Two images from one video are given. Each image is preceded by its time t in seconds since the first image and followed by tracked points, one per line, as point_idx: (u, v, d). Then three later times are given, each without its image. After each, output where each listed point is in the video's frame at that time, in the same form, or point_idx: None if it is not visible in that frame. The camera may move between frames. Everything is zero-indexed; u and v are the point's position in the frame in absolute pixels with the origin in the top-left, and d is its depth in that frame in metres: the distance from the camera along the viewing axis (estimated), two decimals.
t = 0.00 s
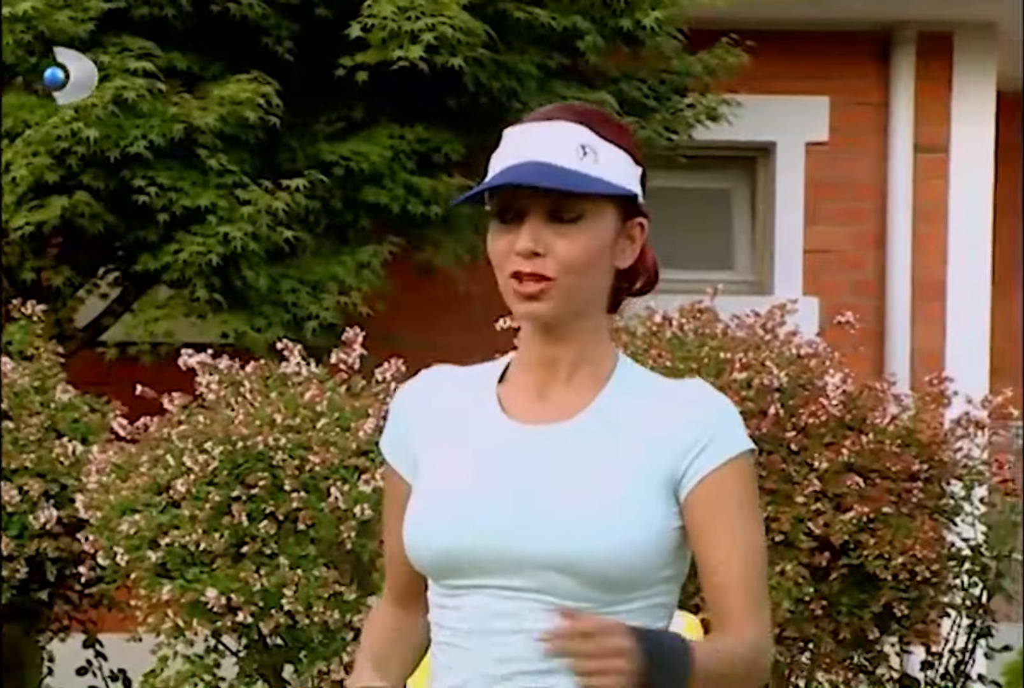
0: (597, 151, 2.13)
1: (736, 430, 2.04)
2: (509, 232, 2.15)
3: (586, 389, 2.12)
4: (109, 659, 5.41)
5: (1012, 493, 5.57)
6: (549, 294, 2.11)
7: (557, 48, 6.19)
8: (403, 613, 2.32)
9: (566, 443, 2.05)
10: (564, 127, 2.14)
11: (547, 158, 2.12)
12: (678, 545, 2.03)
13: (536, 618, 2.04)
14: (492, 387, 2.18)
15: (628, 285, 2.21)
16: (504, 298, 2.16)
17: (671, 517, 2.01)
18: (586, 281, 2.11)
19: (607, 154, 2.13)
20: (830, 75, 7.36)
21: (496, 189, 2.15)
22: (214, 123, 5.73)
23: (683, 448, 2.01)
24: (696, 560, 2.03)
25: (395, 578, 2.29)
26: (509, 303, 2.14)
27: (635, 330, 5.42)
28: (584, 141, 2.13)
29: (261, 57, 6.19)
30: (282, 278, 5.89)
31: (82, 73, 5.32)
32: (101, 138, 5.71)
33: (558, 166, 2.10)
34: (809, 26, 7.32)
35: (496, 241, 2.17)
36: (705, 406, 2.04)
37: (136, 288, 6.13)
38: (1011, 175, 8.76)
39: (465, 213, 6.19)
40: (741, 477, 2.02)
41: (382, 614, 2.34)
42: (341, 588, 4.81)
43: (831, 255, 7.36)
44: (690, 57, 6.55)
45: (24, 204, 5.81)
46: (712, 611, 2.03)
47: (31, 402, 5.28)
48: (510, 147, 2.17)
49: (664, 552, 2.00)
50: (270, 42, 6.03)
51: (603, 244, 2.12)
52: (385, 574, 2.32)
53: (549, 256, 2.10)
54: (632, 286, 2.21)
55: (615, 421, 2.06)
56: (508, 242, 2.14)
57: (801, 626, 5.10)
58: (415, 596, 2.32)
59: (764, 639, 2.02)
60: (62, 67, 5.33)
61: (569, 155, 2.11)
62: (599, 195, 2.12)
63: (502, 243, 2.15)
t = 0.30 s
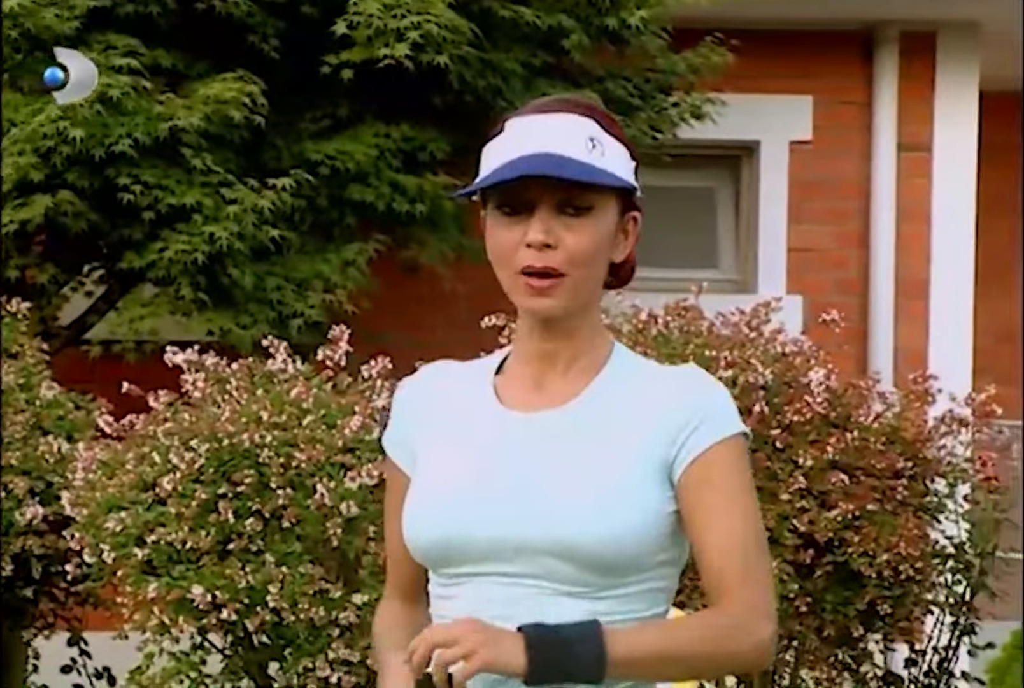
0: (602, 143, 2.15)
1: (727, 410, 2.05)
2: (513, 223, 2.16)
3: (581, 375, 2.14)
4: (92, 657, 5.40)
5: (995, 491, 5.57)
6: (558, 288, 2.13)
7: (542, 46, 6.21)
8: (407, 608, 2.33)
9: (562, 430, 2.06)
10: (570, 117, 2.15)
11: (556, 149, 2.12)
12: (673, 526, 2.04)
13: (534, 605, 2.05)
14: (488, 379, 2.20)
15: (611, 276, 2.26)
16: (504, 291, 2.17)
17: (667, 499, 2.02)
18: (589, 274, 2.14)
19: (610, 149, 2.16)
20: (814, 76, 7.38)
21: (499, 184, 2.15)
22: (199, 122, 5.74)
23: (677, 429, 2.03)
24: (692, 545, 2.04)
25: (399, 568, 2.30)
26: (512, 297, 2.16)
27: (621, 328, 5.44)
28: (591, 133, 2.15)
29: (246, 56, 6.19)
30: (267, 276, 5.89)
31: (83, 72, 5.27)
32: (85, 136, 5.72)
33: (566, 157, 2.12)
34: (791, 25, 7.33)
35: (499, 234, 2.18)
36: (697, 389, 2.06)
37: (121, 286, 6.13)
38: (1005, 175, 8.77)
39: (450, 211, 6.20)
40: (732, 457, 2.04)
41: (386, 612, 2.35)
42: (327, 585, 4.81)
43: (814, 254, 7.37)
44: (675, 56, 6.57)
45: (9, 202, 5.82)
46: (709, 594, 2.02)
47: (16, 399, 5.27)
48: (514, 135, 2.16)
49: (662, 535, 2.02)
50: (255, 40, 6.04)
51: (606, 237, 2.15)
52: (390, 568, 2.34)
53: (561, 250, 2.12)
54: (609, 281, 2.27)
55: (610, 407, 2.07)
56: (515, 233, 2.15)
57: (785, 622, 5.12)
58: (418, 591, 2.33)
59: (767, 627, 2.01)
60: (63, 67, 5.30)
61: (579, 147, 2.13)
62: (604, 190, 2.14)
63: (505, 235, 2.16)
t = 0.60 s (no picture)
0: (604, 141, 2.16)
1: (721, 398, 2.06)
2: (521, 224, 2.16)
3: (578, 366, 2.15)
4: (77, 656, 5.41)
5: (980, 489, 5.58)
6: (567, 285, 2.14)
7: (528, 45, 6.22)
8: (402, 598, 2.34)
9: (559, 419, 2.07)
10: (571, 116, 2.17)
11: (559, 146, 2.13)
12: (672, 514, 2.05)
13: (533, 592, 2.06)
14: (484, 373, 2.21)
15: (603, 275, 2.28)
16: (507, 290, 2.18)
17: (665, 487, 2.03)
18: (594, 271, 2.16)
19: (611, 147, 2.17)
20: (799, 75, 7.39)
21: (504, 184, 2.16)
22: (186, 120, 5.75)
23: (672, 417, 2.04)
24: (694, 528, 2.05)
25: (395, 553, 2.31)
26: (517, 296, 2.16)
27: (607, 326, 5.45)
28: (593, 132, 2.16)
29: (233, 54, 6.20)
30: (254, 274, 5.90)
31: (83, 73, 5.30)
32: (72, 134, 5.73)
33: (576, 156, 2.12)
34: (776, 24, 7.35)
35: (503, 234, 2.18)
36: (692, 378, 2.07)
37: (107, 285, 6.13)
38: (1005, 175, 8.72)
39: (437, 210, 6.21)
40: (726, 442, 2.04)
41: (382, 606, 2.35)
42: (315, 583, 4.82)
43: (801, 252, 7.39)
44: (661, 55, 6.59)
45: None
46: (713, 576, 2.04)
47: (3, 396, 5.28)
48: (512, 136, 2.17)
49: (659, 523, 2.03)
50: (242, 39, 6.05)
51: (609, 235, 2.17)
52: (385, 561, 2.35)
53: (570, 249, 2.13)
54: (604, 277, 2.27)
55: (606, 397, 2.08)
56: (521, 233, 2.15)
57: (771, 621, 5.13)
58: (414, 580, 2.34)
59: (773, 609, 2.02)
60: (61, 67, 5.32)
61: (585, 145, 2.14)
62: (606, 186, 2.16)
63: (510, 235, 2.17)
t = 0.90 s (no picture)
0: (581, 137, 2.26)
1: (713, 390, 2.19)
2: (499, 219, 2.27)
3: (565, 359, 2.26)
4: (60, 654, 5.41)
5: (962, 488, 5.59)
6: (543, 280, 2.23)
7: (511, 44, 6.24)
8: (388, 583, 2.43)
9: (551, 410, 2.19)
10: (548, 112, 2.27)
11: (534, 143, 2.23)
12: (666, 503, 2.17)
13: (528, 581, 2.18)
14: (477, 365, 2.32)
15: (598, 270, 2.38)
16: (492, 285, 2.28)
17: (659, 476, 2.15)
18: (574, 268, 2.24)
19: (590, 141, 2.27)
20: (781, 74, 7.41)
21: (483, 179, 2.26)
22: (169, 118, 5.75)
23: (665, 409, 2.16)
24: (695, 513, 2.17)
25: (383, 540, 2.42)
26: (501, 292, 2.26)
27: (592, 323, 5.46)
28: (571, 127, 2.26)
29: (216, 53, 6.20)
30: (237, 272, 5.92)
31: (83, 72, 5.29)
32: (55, 132, 5.74)
33: (547, 151, 2.23)
34: (758, 24, 7.36)
35: (485, 229, 2.29)
36: (681, 371, 2.19)
37: (89, 283, 6.13)
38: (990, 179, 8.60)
39: (421, 208, 6.22)
40: (720, 428, 2.16)
41: (367, 594, 2.44)
42: (299, 581, 4.82)
43: (784, 251, 7.41)
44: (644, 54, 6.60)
45: None
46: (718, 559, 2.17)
47: None
48: (494, 134, 2.28)
49: (651, 511, 2.15)
50: (225, 39, 6.05)
51: (591, 230, 2.26)
52: (369, 552, 2.44)
53: (544, 244, 2.23)
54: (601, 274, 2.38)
55: (601, 391, 2.20)
56: (500, 229, 2.25)
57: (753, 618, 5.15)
58: (400, 570, 2.44)
59: (781, 587, 2.15)
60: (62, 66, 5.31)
61: (560, 140, 2.24)
62: (586, 179, 2.25)
63: (491, 230, 2.27)
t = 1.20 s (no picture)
0: (571, 135, 2.27)
1: (705, 385, 2.20)
2: (488, 215, 2.29)
3: (556, 354, 2.28)
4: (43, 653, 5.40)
5: (945, 486, 5.60)
6: (530, 275, 2.25)
7: (495, 43, 6.26)
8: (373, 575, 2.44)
9: (543, 404, 2.20)
10: (538, 109, 2.28)
11: (520, 142, 2.25)
12: (656, 495, 2.19)
13: (519, 571, 2.19)
14: (472, 358, 2.34)
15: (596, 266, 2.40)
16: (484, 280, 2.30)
17: (650, 468, 2.17)
18: (563, 264, 2.26)
19: (581, 139, 2.27)
20: (764, 74, 7.42)
21: (473, 175, 2.29)
22: (153, 117, 5.75)
23: (658, 401, 2.18)
24: (686, 505, 2.19)
25: (375, 532, 2.43)
26: (491, 287, 2.28)
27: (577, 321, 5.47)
28: (560, 124, 2.27)
29: (200, 51, 6.21)
30: (221, 271, 5.92)
31: (82, 72, 5.30)
32: (39, 130, 5.74)
33: (534, 149, 2.24)
34: (741, 23, 7.38)
35: (476, 223, 2.31)
36: (673, 367, 2.21)
37: (73, 282, 6.13)
38: (969, 180, 8.54)
39: (405, 207, 6.23)
40: (712, 423, 2.18)
41: (357, 588, 2.45)
42: (284, 579, 4.82)
43: (767, 251, 7.42)
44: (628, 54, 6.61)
45: None
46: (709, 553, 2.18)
47: None
48: (485, 132, 2.30)
49: (642, 504, 2.17)
50: (209, 37, 6.06)
51: (581, 226, 2.27)
52: (360, 545, 2.46)
53: (532, 242, 2.25)
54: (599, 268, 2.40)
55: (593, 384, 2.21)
56: (489, 225, 2.28)
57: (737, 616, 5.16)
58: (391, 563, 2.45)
59: (773, 580, 2.16)
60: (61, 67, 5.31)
61: (547, 138, 2.25)
62: (576, 176, 2.26)
63: (481, 226, 2.30)
